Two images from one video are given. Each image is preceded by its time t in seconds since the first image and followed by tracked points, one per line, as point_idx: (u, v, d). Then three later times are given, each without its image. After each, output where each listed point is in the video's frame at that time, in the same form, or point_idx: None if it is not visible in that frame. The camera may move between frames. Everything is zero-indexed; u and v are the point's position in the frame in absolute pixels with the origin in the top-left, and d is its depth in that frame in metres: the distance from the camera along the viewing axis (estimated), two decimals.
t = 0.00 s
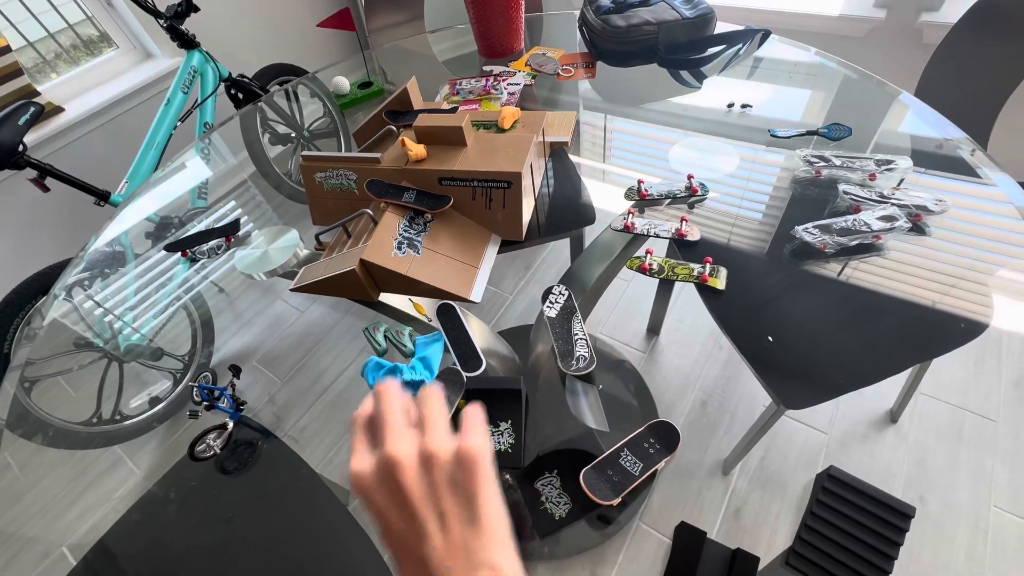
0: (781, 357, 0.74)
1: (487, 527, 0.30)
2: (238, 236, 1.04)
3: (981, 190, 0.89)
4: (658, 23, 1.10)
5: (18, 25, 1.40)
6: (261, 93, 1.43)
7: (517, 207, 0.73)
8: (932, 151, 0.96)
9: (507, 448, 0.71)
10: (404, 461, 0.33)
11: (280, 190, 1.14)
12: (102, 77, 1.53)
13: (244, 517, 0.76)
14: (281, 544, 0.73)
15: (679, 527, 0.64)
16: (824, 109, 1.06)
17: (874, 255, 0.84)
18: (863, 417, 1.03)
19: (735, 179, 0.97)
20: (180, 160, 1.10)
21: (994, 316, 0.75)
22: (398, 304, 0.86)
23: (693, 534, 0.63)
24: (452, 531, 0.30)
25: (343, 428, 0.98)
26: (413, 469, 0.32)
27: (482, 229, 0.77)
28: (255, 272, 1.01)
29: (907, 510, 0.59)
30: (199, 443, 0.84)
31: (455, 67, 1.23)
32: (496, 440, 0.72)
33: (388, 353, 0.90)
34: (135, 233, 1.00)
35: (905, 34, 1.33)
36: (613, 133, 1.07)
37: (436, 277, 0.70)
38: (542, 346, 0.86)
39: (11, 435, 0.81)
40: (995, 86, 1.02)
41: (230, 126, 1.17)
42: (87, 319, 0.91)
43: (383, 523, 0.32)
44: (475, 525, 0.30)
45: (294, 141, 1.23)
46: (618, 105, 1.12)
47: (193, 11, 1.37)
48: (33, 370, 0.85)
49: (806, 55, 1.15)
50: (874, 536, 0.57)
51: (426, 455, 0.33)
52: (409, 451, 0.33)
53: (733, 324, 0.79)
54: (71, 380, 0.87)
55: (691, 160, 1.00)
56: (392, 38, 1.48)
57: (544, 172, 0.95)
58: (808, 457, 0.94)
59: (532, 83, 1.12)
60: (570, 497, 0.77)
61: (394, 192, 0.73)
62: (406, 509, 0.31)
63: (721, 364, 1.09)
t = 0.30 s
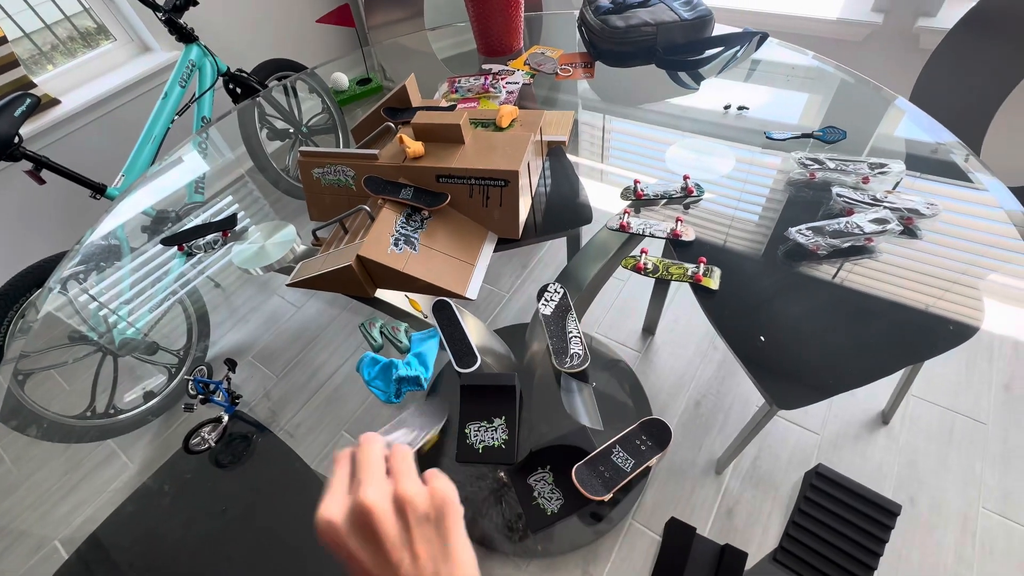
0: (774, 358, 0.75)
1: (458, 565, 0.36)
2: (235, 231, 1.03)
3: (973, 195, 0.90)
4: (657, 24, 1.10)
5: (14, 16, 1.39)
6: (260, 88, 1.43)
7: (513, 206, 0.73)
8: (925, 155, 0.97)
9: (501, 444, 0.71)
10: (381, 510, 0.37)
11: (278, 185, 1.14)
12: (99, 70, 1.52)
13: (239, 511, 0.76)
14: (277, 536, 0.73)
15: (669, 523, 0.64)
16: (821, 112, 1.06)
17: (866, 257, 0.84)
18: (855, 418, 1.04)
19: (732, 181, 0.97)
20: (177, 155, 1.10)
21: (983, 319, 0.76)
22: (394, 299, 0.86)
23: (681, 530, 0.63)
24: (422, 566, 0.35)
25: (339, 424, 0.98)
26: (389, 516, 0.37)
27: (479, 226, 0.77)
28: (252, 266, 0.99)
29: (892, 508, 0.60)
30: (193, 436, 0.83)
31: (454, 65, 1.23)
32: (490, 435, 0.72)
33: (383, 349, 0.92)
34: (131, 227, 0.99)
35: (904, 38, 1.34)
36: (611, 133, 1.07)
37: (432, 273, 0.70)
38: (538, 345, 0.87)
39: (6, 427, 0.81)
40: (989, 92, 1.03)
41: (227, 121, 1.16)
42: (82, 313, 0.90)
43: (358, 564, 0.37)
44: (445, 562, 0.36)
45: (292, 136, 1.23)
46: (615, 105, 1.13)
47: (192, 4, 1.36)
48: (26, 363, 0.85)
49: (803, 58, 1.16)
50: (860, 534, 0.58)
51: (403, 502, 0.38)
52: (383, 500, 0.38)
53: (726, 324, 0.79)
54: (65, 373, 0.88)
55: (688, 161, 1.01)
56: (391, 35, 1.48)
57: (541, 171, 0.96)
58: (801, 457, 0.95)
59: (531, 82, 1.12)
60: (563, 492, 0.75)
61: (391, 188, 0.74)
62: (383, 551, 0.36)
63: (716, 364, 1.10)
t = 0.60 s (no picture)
0: (768, 357, 0.75)
1: None
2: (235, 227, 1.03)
3: (967, 197, 0.91)
4: (656, 24, 1.10)
5: (15, 9, 1.39)
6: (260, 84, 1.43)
7: (511, 204, 0.73)
8: (921, 157, 0.98)
9: (496, 439, 0.72)
10: None
11: (278, 181, 1.14)
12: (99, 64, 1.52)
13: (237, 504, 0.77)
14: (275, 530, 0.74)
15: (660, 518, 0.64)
16: (819, 113, 1.07)
17: (860, 258, 0.85)
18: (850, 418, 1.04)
19: (729, 181, 0.98)
20: (176, 150, 1.10)
21: (974, 321, 0.77)
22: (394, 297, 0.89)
23: (672, 526, 0.63)
24: None
25: (338, 420, 0.99)
26: None
27: (477, 224, 0.78)
28: (252, 262, 0.99)
29: (879, 504, 0.61)
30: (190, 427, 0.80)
31: (454, 63, 1.24)
32: (485, 431, 0.73)
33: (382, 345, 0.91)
34: (131, 222, 1.00)
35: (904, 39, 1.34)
36: (610, 132, 1.07)
37: (430, 270, 0.71)
38: (535, 342, 0.87)
39: (6, 419, 0.82)
40: (987, 95, 1.03)
41: (228, 117, 1.17)
42: (81, 307, 0.91)
43: None
44: None
45: (292, 133, 1.24)
46: (615, 105, 1.13)
47: None
48: (27, 356, 0.86)
49: (802, 59, 1.17)
50: (847, 530, 0.59)
51: None
52: None
53: (721, 323, 0.80)
54: (64, 367, 0.87)
55: (685, 161, 1.01)
56: (392, 32, 1.48)
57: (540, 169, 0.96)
58: (794, 456, 0.96)
59: (530, 81, 1.12)
60: (556, 486, 0.76)
61: (391, 185, 0.74)
62: None
63: (712, 364, 1.10)
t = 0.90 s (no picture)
0: (767, 352, 0.75)
1: None
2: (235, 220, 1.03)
3: (968, 194, 0.91)
4: (657, 19, 1.11)
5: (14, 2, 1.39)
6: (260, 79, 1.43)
7: (511, 198, 0.73)
8: (921, 154, 0.98)
9: (495, 431, 0.72)
10: None
11: (278, 176, 1.14)
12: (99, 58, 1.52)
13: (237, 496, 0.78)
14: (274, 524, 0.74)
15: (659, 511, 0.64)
16: (820, 109, 1.07)
17: (858, 253, 0.85)
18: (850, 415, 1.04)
19: (729, 177, 0.98)
20: (177, 146, 1.09)
21: (974, 317, 0.77)
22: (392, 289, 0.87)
23: (671, 518, 0.64)
24: None
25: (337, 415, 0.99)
26: None
27: (477, 218, 0.78)
28: (252, 256, 1.00)
29: (876, 496, 0.61)
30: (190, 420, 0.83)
31: (455, 58, 1.24)
32: (484, 423, 0.74)
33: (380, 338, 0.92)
34: (131, 217, 0.99)
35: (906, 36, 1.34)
36: (611, 128, 1.07)
37: (429, 263, 0.71)
38: (535, 338, 0.88)
39: (5, 412, 0.82)
40: (988, 92, 1.03)
41: (227, 111, 1.17)
42: (81, 302, 0.91)
43: None
44: None
45: (292, 128, 1.24)
46: (616, 100, 1.13)
47: None
48: (26, 350, 0.84)
49: (804, 55, 1.16)
50: (846, 522, 0.59)
51: None
52: None
53: (720, 318, 0.80)
54: (64, 361, 0.88)
55: (685, 157, 1.02)
56: (393, 27, 1.48)
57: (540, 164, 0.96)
58: (793, 452, 0.96)
59: (531, 75, 1.12)
60: (554, 478, 0.75)
61: (390, 178, 0.74)
62: None
63: (711, 360, 1.11)
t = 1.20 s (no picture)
0: (769, 352, 0.75)
1: None
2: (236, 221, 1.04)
3: (970, 194, 0.90)
4: (658, 17, 1.11)
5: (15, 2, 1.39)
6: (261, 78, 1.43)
7: (512, 198, 0.73)
8: (923, 153, 0.97)
9: (496, 431, 0.72)
10: None
11: (278, 176, 1.14)
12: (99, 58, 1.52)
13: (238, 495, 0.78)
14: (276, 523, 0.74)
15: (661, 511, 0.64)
16: (822, 108, 1.07)
17: (860, 253, 0.85)
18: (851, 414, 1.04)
19: (731, 176, 0.97)
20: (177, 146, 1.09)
21: (976, 318, 0.77)
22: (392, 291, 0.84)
23: (672, 518, 0.64)
24: None
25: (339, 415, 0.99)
26: None
27: (479, 218, 0.78)
28: (252, 256, 1.01)
29: (877, 496, 0.61)
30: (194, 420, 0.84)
31: (456, 57, 1.24)
32: (486, 423, 0.73)
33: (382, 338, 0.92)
34: (132, 217, 0.99)
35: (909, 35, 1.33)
36: (612, 128, 1.07)
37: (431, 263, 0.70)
38: (536, 338, 0.88)
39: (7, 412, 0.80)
40: (991, 91, 1.03)
41: (228, 111, 1.17)
42: (83, 302, 0.90)
43: None
44: None
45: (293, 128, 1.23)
46: (617, 100, 1.13)
47: None
48: (28, 350, 0.83)
49: (806, 54, 1.16)
50: (847, 522, 0.59)
51: None
52: None
53: (722, 318, 0.80)
54: (66, 361, 0.86)
55: (686, 156, 1.01)
56: (394, 27, 1.48)
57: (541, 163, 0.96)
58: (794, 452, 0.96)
59: (532, 75, 1.12)
60: (556, 478, 0.73)
61: (391, 178, 0.74)
62: None
63: (712, 360, 1.11)
